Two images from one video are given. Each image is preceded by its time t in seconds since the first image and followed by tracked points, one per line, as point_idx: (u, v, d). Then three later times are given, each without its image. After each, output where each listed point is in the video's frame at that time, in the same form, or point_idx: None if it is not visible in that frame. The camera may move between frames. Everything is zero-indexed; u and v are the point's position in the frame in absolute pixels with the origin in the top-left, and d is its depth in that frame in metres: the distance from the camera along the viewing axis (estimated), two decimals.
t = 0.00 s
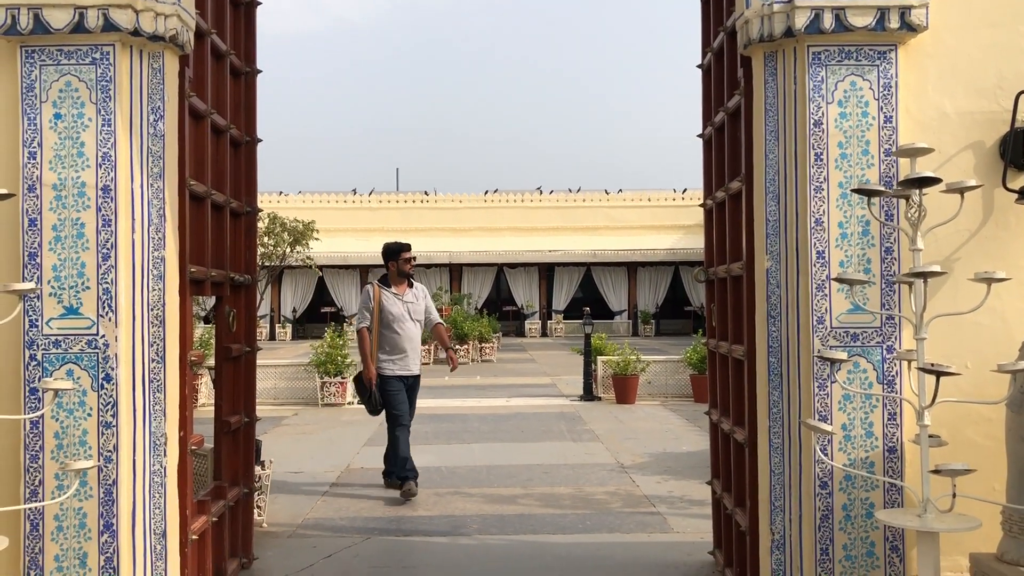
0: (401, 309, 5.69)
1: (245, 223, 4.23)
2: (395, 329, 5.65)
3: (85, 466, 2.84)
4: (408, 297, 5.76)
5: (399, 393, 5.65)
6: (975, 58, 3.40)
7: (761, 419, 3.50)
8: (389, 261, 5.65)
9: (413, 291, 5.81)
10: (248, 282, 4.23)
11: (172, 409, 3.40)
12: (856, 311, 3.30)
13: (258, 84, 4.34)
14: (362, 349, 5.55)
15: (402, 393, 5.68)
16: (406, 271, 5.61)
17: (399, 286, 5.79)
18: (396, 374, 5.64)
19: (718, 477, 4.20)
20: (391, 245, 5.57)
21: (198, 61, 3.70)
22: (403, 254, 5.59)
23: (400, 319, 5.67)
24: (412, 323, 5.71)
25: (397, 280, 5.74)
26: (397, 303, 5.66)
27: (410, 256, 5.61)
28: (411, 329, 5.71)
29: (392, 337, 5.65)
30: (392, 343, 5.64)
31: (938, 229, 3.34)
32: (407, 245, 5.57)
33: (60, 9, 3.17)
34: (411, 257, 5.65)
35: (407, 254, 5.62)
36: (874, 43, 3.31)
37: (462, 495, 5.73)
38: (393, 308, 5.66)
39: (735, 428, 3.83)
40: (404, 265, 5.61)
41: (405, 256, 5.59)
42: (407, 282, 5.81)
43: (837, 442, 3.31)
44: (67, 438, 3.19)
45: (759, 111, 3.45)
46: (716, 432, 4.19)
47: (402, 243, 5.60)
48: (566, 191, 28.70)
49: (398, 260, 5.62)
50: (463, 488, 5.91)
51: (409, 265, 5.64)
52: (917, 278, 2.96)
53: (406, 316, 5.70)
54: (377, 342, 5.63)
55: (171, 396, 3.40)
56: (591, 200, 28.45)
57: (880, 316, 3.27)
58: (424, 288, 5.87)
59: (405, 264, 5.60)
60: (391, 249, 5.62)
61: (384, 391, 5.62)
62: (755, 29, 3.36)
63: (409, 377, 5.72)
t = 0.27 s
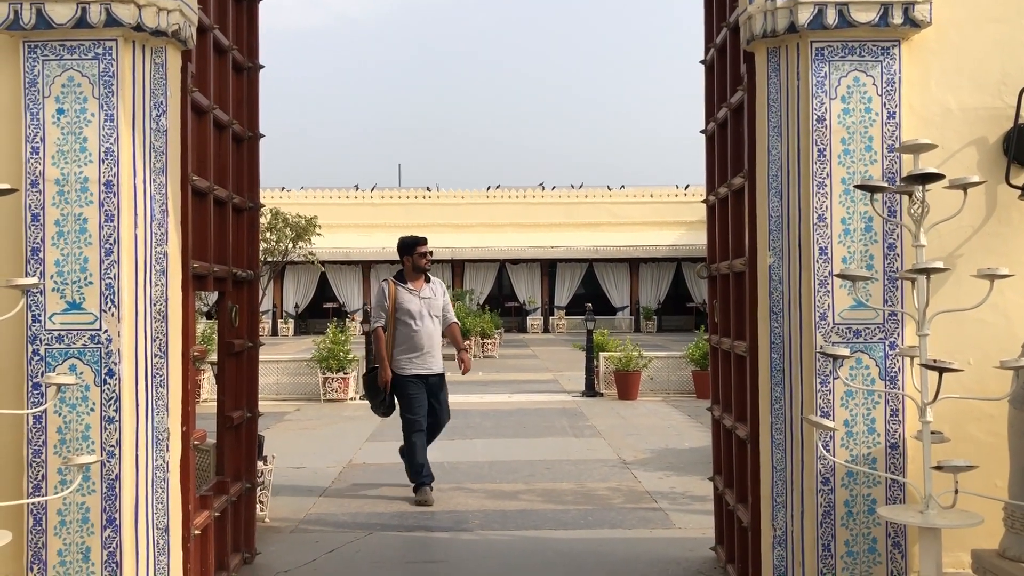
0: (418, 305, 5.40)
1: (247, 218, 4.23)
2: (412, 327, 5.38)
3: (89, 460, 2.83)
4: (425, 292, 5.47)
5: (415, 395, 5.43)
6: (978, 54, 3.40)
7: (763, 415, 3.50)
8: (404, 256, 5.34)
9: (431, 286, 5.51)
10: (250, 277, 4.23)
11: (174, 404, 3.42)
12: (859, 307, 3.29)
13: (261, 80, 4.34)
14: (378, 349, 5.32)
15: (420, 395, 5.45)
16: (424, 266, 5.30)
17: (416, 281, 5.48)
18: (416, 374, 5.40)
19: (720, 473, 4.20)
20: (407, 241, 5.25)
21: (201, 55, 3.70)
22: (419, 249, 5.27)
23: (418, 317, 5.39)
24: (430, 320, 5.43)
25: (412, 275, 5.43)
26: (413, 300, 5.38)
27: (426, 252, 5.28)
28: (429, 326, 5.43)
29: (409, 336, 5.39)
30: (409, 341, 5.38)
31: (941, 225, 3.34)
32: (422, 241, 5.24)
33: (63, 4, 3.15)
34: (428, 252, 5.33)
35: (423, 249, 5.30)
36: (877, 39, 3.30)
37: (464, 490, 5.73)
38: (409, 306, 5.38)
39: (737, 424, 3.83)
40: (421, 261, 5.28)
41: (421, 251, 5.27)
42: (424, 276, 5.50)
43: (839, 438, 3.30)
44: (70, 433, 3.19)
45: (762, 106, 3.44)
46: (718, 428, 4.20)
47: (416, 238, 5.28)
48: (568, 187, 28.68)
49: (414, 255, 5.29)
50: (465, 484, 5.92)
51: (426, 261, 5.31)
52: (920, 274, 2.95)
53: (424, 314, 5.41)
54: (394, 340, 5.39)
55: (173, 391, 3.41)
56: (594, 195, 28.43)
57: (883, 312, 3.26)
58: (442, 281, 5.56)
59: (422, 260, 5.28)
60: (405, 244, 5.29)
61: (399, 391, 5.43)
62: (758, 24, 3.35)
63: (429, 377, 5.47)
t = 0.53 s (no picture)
0: (434, 301, 5.17)
1: (250, 214, 4.24)
2: (427, 324, 5.14)
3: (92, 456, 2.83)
4: (442, 288, 5.21)
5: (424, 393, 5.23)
6: (982, 51, 3.39)
7: (764, 413, 3.50)
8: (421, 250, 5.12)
9: (449, 282, 5.24)
10: (252, 273, 4.24)
11: (176, 399, 3.42)
12: (861, 305, 3.28)
13: (264, 76, 4.34)
14: (391, 347, 5.12)
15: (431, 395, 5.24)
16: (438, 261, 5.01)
17: (433, 277, 5.23)
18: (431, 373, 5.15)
19: (722, 470, 4.20)
20: (422, 234, 5.04)
21: (203, 51, 3.70)
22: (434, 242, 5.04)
23: (432, 313, 5.15)
24: (446, 317, 5.18)
25: (429, 271, 5.20)
26: (427, 296, 5.14)
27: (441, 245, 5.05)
28: (445, 323, 5.18)
29: (423, 333, 5.15)
30: (423, 339, 5.14)
31: (944, 223, 3.34)
32: (438, 233, 5.01)
33: None
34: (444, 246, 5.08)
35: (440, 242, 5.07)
36: (881, 36, 3.30)
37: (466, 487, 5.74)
38: (423, 302, 5.15)
39: (739, 422, 3.83)
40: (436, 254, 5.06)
41: (436, 243, 5.03)
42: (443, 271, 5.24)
43: (841, 436, 3.30)
44: (72, 428, 3.19)
45: (765, 104, 3.44)
46: (720, 426, 4.19)
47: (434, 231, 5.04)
48: (570, 185, 28.67)
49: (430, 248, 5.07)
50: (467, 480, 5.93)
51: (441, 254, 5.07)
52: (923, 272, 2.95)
53: (439, 310, 5.17)
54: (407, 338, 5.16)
55: (176, 386, 3.41)
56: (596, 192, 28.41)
57: (885, 310, 3.26)
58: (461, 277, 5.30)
59: (438, 253, 5.05)
60: (422, 237, 5.07)
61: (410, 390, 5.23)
62: (762, 22, 3.34)
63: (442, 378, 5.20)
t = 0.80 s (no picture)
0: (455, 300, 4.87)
1: (252, 210, 4.24)
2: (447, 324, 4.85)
3: (94, 452, 2.84)
4: (465, 287, 4.91)
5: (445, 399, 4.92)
6: (985, 49, 3.39)
7: (766, 410, 3.50)
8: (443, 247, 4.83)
9: (472, 280, 4.92)
10: (254, 270, 4.24)
11: (179, 396, 3.42)
12: (864, 303, 3.28)
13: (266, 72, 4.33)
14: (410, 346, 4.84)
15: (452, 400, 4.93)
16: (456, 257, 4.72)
17: (456, 275, 4.92)
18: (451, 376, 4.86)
19: (723, 468, 4.20)
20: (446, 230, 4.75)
21: (206, 48, 3.70)
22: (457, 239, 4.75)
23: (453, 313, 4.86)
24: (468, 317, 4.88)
25: (450, 267, 4.90)
26: (447, 293, 4.84)
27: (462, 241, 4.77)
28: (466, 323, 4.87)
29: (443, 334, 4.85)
30: (443, 339, 4.83)
31: (947, 221, 3.34)
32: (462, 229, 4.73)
33: None
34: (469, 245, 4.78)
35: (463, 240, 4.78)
36: (884, 34, 3.29)
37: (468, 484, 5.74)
38: (445, 300, 4.85)
39: (741, 419, 3.83)
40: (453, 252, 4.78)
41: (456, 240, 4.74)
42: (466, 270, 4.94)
43: (843, 434, 3.30)
44: (75, 424, 3.20)
45: (768, 101, 3.44)
46: (722, 423, 4.20)
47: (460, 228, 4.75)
48: (571, 182, 28.65)
49: (450, 245, 4.79)
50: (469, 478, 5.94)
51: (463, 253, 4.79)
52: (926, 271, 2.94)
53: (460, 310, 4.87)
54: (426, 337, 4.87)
55: (178, 382, 3.42)
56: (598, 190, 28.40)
57: (888, 308, 3.26)
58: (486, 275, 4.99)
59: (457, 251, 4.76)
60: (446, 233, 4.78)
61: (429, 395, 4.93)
62: (765, 19, 3.34)
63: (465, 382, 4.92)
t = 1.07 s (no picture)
0: (469, 294, 4.65)
1: (255, 207, 4.24)
2: (459, 319, 4.62)
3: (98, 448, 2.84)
4: (480, 280, 4.67)
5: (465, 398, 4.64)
6: (989, 47, 3.39)
7: (769, 408, 3.50)
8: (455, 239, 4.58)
9: (488, 274, 4.70)
10: (258, 267, 4.25)
11: (182, 392, 3.43)
12: (866, 300, 3.28)
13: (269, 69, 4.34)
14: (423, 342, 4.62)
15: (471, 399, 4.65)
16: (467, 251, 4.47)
17: (471, 268, 4.68)
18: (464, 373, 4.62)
19: (726, 465, 4.20)
20: (456, 220, 4.48)
21: (209, 44, 3.70)
22: (467, 228, 4.48)
23: (466, 307, 4.63)
24: (482, 311, 4.64)
25: (466, 261, 4.68)
26: (462, 288, 4.63)
27: (472, 235, 4.48)
28: (480, 317, 4.64)
29: (456, 329, 4.63)
30: (457, 335, 4.63)
31: (950, 218, 3.34)
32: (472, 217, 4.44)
33: None
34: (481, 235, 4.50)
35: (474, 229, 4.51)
36: (887, 31, 3.28)
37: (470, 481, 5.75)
38: (458, 294, 4.64)
39: (743, 416, 3.84)
40: (464, 247, 4.50)
41: (467, 233, 4.47)
42: (482, 263, 4.72)
43: (846, 431, 3.31)
44: (78, 420, 3.20)
45: (771, 99, 3.44)
46: (724, 420, 4.20)
47: (472, 217, 4.47)
48: (573, 180, 28.66)
49: (461, 239, 4.53)
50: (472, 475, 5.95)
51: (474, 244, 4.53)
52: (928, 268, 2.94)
53: (474, 304, 4.64)
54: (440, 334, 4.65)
55: (182, 379, 3.42)
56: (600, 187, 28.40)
57: (891, 305, 3.25)
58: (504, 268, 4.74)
59: (468, 246, 4.50)
60: (457, 223, 4.52)
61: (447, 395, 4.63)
62: (768, 16, 3.34)
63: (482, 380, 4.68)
